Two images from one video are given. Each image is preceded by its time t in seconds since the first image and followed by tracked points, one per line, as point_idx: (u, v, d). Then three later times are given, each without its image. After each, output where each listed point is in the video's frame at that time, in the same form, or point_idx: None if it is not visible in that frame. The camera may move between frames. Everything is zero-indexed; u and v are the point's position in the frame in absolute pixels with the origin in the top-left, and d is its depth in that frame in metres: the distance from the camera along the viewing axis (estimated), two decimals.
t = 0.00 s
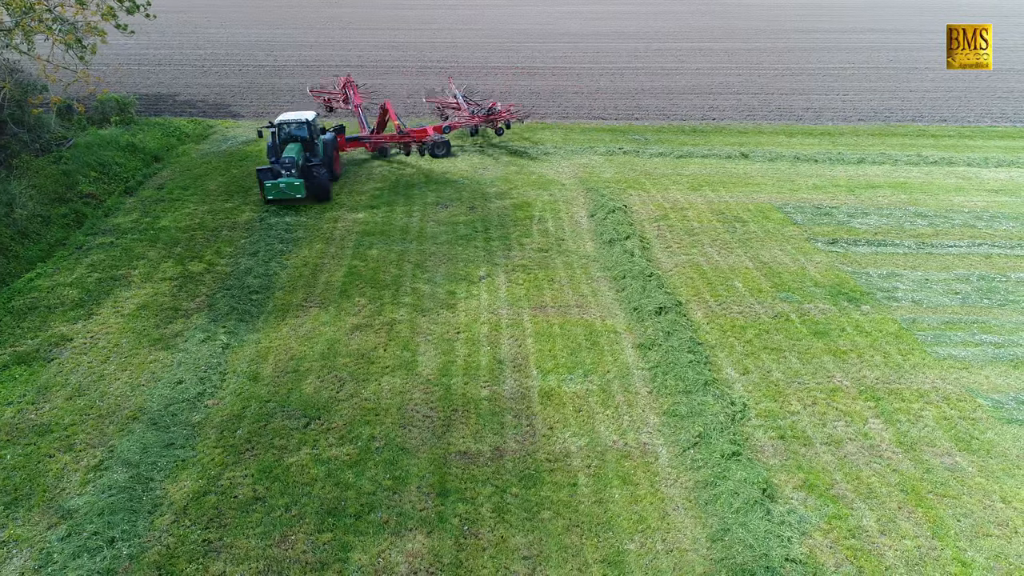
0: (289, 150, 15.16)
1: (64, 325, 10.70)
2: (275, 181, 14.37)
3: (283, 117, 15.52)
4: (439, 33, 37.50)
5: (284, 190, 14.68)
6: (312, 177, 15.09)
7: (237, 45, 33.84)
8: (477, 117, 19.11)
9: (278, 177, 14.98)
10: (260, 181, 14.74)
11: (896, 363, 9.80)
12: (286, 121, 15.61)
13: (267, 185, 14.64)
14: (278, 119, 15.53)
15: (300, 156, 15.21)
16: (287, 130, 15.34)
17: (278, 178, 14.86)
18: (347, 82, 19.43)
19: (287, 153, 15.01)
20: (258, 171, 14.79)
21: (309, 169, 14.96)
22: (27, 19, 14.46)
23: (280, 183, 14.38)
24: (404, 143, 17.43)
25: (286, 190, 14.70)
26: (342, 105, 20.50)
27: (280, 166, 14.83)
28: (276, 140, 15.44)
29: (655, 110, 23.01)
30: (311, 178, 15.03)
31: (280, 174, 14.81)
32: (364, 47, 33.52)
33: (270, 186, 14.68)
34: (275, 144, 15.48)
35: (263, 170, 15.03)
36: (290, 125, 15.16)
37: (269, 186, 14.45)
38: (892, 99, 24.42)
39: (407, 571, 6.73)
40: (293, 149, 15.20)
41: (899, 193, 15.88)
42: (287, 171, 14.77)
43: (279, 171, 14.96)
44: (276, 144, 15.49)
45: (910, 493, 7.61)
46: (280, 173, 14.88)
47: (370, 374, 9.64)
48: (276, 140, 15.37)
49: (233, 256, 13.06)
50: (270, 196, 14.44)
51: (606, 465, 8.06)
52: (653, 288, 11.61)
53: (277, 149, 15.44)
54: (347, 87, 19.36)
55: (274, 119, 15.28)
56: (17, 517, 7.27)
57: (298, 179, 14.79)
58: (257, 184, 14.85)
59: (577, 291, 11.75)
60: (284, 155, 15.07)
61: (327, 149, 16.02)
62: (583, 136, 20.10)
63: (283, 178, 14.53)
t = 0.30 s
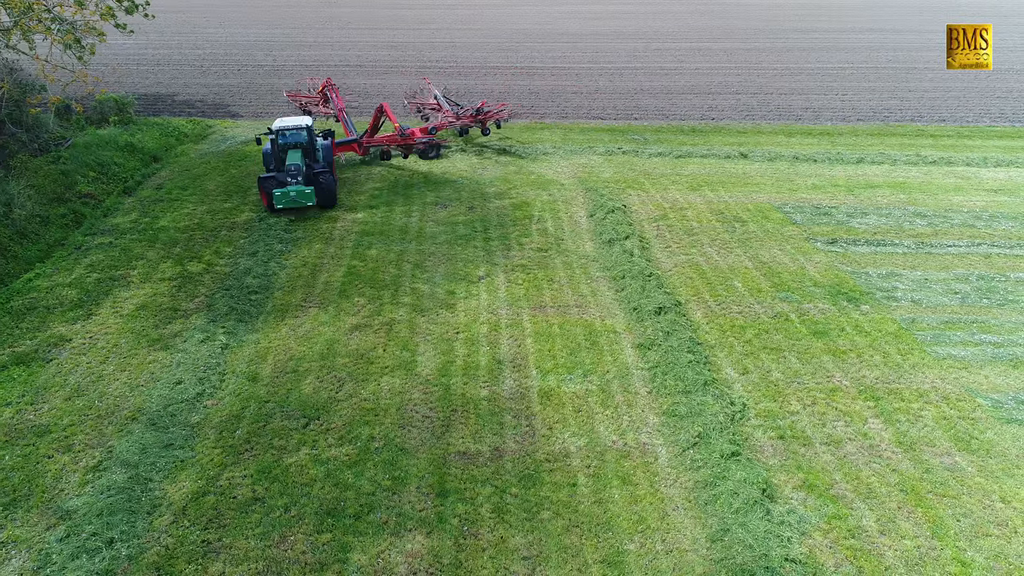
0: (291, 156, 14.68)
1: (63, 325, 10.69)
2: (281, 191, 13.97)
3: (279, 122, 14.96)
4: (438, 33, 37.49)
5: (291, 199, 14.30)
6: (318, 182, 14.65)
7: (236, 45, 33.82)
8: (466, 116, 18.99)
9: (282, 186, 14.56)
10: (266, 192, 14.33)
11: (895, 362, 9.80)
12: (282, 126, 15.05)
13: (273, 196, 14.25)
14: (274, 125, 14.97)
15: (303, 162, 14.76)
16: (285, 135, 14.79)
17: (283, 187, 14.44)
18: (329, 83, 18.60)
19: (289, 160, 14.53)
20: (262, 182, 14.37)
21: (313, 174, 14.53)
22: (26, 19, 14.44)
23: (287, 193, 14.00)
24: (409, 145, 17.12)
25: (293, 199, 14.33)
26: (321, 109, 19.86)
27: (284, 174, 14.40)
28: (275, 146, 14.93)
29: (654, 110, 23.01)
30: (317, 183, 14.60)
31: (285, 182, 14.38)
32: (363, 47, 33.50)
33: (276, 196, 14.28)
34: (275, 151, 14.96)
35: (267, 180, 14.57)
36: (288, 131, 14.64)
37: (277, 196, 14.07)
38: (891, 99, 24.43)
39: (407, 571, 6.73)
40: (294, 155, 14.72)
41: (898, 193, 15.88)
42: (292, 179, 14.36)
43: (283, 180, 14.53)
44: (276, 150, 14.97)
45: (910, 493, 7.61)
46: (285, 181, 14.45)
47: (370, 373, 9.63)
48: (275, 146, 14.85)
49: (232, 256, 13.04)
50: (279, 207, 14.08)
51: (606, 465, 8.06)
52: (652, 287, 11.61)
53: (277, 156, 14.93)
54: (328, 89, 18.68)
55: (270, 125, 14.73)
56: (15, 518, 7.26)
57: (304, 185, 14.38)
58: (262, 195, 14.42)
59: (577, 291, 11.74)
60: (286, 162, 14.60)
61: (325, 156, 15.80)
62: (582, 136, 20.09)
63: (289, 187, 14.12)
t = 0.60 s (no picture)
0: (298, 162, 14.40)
1: (62, 325, 10.68)
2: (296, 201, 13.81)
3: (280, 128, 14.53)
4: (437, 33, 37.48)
5: (305, 206, 14.15)
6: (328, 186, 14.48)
7: (235, 45, 33.81)
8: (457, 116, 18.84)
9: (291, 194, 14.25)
10: (277, 202, 14.12)
11: (895, 362, 9.81)
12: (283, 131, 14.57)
13: (286, 205, 14.05)
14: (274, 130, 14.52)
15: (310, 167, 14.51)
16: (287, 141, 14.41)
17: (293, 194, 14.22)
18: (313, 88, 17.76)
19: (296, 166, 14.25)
20: (271, 191, 14.10)
21: (322, 179, 14.34)
22: (25, 18, 14.43)
23: (302, 202, 13.87)
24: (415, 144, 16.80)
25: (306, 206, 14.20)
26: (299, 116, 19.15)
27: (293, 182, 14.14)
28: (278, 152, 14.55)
29: (654, 109, 23.01)
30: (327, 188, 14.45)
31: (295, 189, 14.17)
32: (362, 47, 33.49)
33: (289, 205, 14.10)
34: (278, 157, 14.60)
35: (275, 188, 14.28)
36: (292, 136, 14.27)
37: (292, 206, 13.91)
38: (890, 98, 24.44)
39: (407, 571, 6.72)
40: (301, 161, 14.43)
41: (897, 192, 15.88)
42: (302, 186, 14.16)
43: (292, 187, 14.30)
44: (279, 156, 14.60)
45: (909, 493, 7.61)
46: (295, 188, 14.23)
47: (369, 373, 9.62)
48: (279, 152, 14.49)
49: (231, 256, 13.02)
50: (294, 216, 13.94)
51: (605, 464, 8.05)
52: (651, 287, 11.61)
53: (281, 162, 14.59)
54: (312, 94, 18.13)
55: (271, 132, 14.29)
56: (14, 518, 7.25)
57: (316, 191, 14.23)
58: (273, 205, 14.18)
59: (576, 291, 11.73)
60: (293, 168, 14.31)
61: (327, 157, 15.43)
62: (581, 136, 20.09)
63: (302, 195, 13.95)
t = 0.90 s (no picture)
0: (308, 169, 14.00)
1: (62, 325, 10.66)
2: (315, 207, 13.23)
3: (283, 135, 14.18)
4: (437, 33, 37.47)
5: (324, 213, 13.60)
6: (342, 191, 14.02)
7: (234, 44, 33.79)
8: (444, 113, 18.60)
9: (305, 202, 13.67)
10: (292, 212, 13.48)
11: (895, 361, 9.80)
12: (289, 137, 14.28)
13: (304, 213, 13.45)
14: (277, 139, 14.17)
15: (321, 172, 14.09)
16: (293, 147, 14.08)
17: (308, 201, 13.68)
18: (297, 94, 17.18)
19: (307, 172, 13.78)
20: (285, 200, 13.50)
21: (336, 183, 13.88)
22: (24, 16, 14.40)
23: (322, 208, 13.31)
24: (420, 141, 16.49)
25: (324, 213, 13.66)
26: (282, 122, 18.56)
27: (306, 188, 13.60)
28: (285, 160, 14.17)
29: (653, 109, 23.00)
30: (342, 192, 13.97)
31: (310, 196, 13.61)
32: (361, 47, 33.47)
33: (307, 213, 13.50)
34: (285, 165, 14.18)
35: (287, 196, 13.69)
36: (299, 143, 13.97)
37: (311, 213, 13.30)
38: (890, 98, 24.44)
39: (407, 571, 6.71)
40: (310, 167, 14.04)
41: (897, 192, 15.88)
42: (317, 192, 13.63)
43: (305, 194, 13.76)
44: (285, 164, 14.20)
45: (909, 492, 7.61)
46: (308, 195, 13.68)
47: (369, 373, 9.61)
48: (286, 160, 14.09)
49: (230, 256, 12.99)
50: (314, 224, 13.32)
51: (606, 464, 8.05)
52: (652, 287, 11.60)
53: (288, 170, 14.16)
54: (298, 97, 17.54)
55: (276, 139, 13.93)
56: (14, 518, 7.23)
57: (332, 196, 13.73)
58: (289, 214, 13.54)
59: (576, 291, 11.72)
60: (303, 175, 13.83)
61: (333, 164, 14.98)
62: (581, 136, 20.07)
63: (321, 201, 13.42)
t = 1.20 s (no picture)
0: (321, 174, 13.49)
1: (61, 325, 10.64)
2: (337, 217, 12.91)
3: (292, 139, 13.54)
4: (437, 32, 37.45)
5: (346, 222, 13.32)
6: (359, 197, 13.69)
7: (234, 44, 33.76)
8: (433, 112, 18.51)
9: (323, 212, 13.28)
10: (312, 222, 13.08)
11: (895, 361, 9.79)
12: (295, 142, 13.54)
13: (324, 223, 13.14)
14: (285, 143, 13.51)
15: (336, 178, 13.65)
16: (304, 152, 13.49)
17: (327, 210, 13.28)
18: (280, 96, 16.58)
19: (323, 179, 13.28)
20: (304, 210, 13.04)
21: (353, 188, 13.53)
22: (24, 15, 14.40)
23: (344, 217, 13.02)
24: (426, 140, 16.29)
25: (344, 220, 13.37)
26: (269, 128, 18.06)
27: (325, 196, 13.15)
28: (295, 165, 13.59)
29: (653, 108, 23.00)
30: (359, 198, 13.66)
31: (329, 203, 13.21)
32: (361, 46, 33.45)
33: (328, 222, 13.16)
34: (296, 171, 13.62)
35: (303, 206, 13.21)
36: (311, 148, 13.42)
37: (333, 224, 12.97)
38: (890, 97, 24.44)
39: (408, 571, 6.70)
40: (323, 173, 13.55)
41: (896, 191, 15.88)
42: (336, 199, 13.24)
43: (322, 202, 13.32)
44: (296, 170, 13.64)
45: (911, 491, 7.60)
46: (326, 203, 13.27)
47: (369, 373, 9.59)
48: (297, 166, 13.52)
49: (230, 256, 12.97)
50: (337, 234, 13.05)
51: (606, 463, 8.04)
52: (652, 286, 11.59)
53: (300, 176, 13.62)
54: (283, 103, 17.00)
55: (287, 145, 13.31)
56: (13, 518, 7.22)
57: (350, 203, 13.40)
58: (307, 224, 13.10)
59: (576, 290, 11.71)
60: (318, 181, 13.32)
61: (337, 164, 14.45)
62: (581, 135, 20.06)
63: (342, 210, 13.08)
